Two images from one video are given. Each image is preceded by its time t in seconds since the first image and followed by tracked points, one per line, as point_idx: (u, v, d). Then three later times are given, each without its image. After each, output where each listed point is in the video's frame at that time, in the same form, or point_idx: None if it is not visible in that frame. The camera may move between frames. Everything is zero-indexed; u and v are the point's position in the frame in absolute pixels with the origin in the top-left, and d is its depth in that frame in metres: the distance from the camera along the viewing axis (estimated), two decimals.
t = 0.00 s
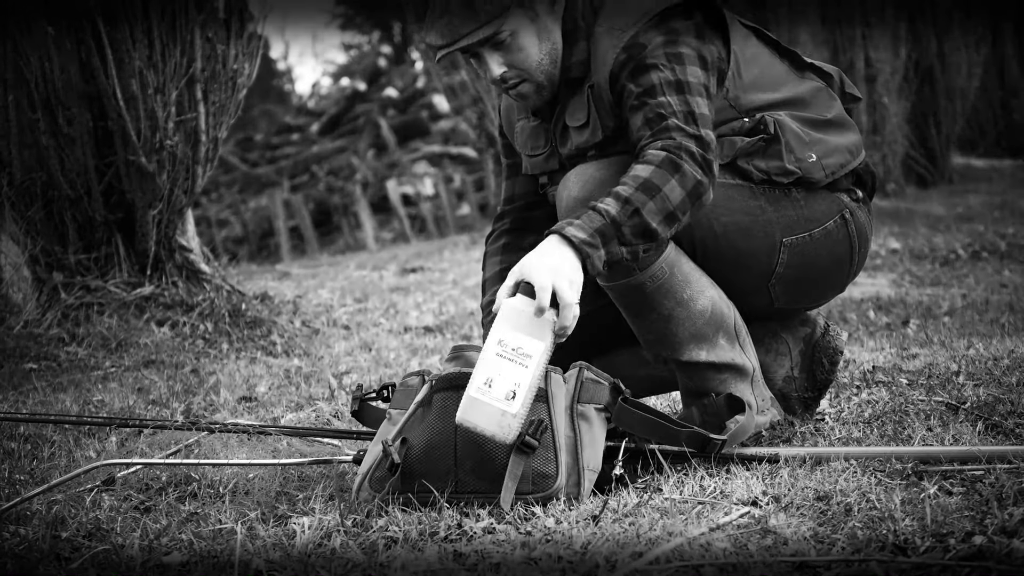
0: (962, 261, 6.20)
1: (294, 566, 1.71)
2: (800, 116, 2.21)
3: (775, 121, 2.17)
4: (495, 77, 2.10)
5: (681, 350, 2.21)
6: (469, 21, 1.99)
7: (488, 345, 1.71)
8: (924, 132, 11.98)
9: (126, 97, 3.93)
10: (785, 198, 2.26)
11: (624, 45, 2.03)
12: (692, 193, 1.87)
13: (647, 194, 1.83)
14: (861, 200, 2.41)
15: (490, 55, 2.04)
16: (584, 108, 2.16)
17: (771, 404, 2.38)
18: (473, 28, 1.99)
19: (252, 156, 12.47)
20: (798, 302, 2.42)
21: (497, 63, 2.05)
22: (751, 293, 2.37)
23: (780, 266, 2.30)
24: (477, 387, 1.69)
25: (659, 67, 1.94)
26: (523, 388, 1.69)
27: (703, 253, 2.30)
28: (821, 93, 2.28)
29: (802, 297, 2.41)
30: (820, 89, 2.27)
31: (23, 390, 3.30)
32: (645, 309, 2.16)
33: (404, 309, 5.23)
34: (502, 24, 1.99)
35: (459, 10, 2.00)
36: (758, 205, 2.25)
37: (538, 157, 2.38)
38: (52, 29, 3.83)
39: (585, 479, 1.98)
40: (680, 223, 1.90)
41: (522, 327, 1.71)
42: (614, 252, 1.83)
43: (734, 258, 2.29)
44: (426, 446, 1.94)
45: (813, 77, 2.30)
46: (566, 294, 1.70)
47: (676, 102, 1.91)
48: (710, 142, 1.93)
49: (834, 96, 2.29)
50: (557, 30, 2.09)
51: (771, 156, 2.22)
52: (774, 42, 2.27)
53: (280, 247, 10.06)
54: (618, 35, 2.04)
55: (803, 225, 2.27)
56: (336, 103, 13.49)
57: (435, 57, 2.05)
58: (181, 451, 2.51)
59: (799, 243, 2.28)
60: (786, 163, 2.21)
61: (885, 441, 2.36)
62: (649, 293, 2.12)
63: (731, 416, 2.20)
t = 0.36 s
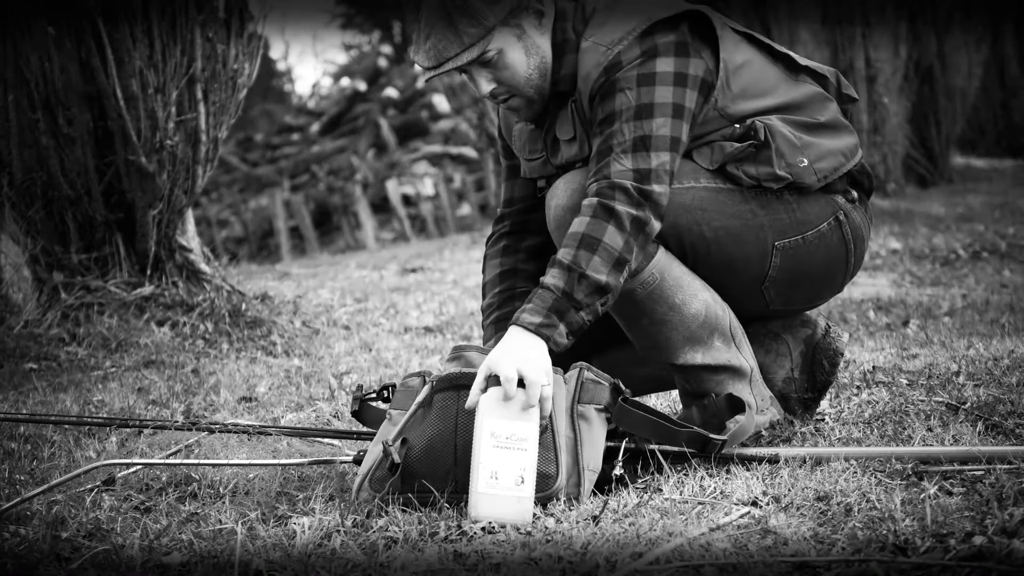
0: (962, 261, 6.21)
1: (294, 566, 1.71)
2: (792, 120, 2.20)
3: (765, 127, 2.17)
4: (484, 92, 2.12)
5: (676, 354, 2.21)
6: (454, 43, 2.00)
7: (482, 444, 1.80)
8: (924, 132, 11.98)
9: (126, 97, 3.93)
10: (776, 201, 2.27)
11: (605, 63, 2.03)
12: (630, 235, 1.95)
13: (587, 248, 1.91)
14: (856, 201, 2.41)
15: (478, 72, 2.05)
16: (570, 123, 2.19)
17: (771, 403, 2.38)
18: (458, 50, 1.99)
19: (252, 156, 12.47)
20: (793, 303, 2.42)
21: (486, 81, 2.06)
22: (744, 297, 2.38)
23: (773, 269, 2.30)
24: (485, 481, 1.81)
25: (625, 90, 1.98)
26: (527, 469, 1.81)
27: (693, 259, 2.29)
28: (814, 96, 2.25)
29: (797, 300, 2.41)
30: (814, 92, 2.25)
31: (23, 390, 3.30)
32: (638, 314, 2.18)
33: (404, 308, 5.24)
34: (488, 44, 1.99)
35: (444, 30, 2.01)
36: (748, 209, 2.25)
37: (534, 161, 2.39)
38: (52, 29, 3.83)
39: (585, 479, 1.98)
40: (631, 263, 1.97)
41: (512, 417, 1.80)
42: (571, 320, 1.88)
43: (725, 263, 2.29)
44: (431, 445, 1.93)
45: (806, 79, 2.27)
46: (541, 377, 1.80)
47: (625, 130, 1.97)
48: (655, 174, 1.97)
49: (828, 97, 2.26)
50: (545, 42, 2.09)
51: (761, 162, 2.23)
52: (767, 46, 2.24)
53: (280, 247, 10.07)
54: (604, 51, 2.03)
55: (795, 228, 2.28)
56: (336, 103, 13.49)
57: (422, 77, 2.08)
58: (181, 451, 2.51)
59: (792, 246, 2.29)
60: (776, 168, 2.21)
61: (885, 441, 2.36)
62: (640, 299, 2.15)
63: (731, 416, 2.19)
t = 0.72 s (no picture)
0: (962, 261, 6.21)
1: (294, 566, 1.72)
2: (800, 115, 2.20)
3: (775, 123, 2.17)
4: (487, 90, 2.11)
5: (680, 349, 2.21)
6: (456, 42, 2.00)
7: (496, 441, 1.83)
8: (924, 132, 11.98)
9: (126, 97, 3.93)
10: (785, 197, 2.27)
11: (615, 57, 2.03)
12: (664, 232, 1.97)
13: (622, 244, 1.94)
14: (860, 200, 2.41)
15: (481, 70, 2.05)
16: (580, 118, 2.18)
17: (771, 404, 2.38)
18: (460, 48, 2.00)
19: (252, 156, 12.46)
20: (801, 301, 2.41)
21: (489, 78, 2.05)
22: (753, 293, 2.37)
23: (780, 266, 2.30)
24: (495, 479, 1.82)
25: (640, 83, 1.97)
26: (540, 470, 1.83)
27: (702, 253, 2.31)
28: (819, 92, 2.26)
29: (804, 297, 2.40)
30: (820, 87, 2.26)
31: (23, 390, 3.30)
32: (643, 309, 2.18)
33: (404, 308, 5.23)
34: (490, 42, 2.00)
35: (446, 30, 2.02)
36: (757, 204, 2.25)
37: (540, 161, 2.37)
38: (52, 29, 3.83)
39: (585, 479, 1.99)
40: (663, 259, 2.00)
41: (528, 418, 1.85)
42: (603, 315, 1.93)
43: (733, 257, 2.29)
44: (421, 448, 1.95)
45: (811, 75, 2.28)
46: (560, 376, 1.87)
47: (649, 122, 1.97)
48: (686, 166, 1.98)
49: (834, 93, 2.28)
50: (548, 42, 2.09)
51: (771, 157, 2.23)
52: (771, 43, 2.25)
53: (280, 247, 10.08)
54: (611, 45, 2.04)
55: (804, 225, 2.28)
56: (336, 103, 13.48)
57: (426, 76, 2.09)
58: (181, 451, 2.51)
59: (800, 243, 2.29)
60: (786, 164, 2.22)
61: (885, 441, 2.37)
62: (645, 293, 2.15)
63: (731, 416, 2.19)
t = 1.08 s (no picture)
0: (962, 261, 6.21)
1: (294, 566, 1.72)
2: (817, 111, 2.21)
3: (793, 116, 2.18)
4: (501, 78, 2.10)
5: (688, 343, 2.20)
6: (472, 27, 1.99)
7: (514, 433, 1.83)
8: (924, 132, 11.97)
9: (126, 98, 3.93)
10: (800, 193, 2.27)
11: (642, 43, 2.02)
12: (719, 228, 1.98)
13: (679, 245, 1.95)
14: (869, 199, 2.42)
15: (496, 57, 2.04)
16: (602, 105, 2.16)
17: (772, 406, 2.38)
18: (476, 34, 1.99)
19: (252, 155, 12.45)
20: (809, 299, 2.42)
21: (503, 65, 2.05)
22: (763, 289, 2.36)
23: (794, 261, 2.29)
24: (505, 473, 1.80)
25: (678, 71, 1.97)
26: (552, 476, 1.82)
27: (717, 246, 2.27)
28: (832, 89, 2.27)
29: (813, 295, 2.41)
30: (832, 84, 2.26)
31: (23, 390, 3.30)
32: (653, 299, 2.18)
33: (404, 308, 5.24)
34: (505, 28, 2.00)
35: (462, 16, 2.01)
36: (773, 198, 2.24)
37: (552, 152, 2.37)
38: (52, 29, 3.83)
39: (586, 479, 1.99)
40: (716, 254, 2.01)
41: (551, 417, 1.86)
42: (666, 318, 1.95)
43: (749, 250, 2.26)
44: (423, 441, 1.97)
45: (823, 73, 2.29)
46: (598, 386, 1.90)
47: (695, 110, 1.96)
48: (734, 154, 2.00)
49: (845, 92, 2.28)
50: (564, 30, 2.10)
51: (788, 150, 2.24)
52: (784, 40, 2.27)
53: (280, 247, 10.08)
54: (637, 32, 2.04)
55: (818, 221, 2.28)
56: (336, 102, 13.47)
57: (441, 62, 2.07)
58: (180, 451, 2.51)
59: (814, 239, 2.29)
60: (803, 158, 2.23)
61: (885, 441, 2.37)
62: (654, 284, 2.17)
63: (731, 416, 2.20)
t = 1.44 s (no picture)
0: (962, 261, 6.22)
1: (294, 566, 1.72)
2: (824, 114, 2.22)
3: (799, 119, 2.18)
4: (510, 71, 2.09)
5: (688, 342, 2.21)
6: (486, 16, 1.99)
7: (517, 436, 1.79)
8: (924, 133, 11.86)
9: (126, 98, 3.93)
10: (805, 195, 2.27)
11: (650, 49, 2.02)
12: (706, 243, 1.98)
13: (668, 261, 1.96)
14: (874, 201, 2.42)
15: (507, 49, 2.03)
16: (609, 108, 2.18)
17: (773, 407, 2.39)
18: (489, 22, 1.98)
19: (252, 156, 12.45)
20: (813, 300, 2.41)
21: (514, 58, 2.03)
22: (766, 289, 2.37)
23: (796, 262, 2.30)
24: (508, 480, 1.76)
25: (681, 79, 1.98)
26: (552, 478, 1.78)
27: (720, 246, 2.29)
28: (839, 91, 2.28)
29: (817, 297, 2.40)
30: (839, 86, 2.28)
31: (23, 390, 3.30)
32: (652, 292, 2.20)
33: (404, 308, 5.24)
34: (518, 20, 1.98)
35: (476, 5, 2.00)
36: (777, 200, 2.24)
37: (570, 155, 2.37)
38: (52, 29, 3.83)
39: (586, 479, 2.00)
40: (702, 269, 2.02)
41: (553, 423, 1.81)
42: (652, 334, 1.95)
43: (750, 251, 2.27)
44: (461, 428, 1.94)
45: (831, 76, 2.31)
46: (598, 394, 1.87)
47: (689, 120, 1.97)
48: (725, 165, 2.00)
49: (852, 94, 2.30)
50: (577, 27, 2.09)
51: (794, 153, 2.23)
52: (791, 42, 2.29)
53: (280, 247, 10.08)
54: (645, 38, 2.03)
55: (822, 223, 2.28)
56: (336, 102, 13.46)
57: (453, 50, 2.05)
58: (180, 451, 2.51)
59: (816, 241, 2.29)
60: (809, 160, 2.22)
61: (885, 441, 2.37)
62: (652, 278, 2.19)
63: (731, 416, 2.20)
